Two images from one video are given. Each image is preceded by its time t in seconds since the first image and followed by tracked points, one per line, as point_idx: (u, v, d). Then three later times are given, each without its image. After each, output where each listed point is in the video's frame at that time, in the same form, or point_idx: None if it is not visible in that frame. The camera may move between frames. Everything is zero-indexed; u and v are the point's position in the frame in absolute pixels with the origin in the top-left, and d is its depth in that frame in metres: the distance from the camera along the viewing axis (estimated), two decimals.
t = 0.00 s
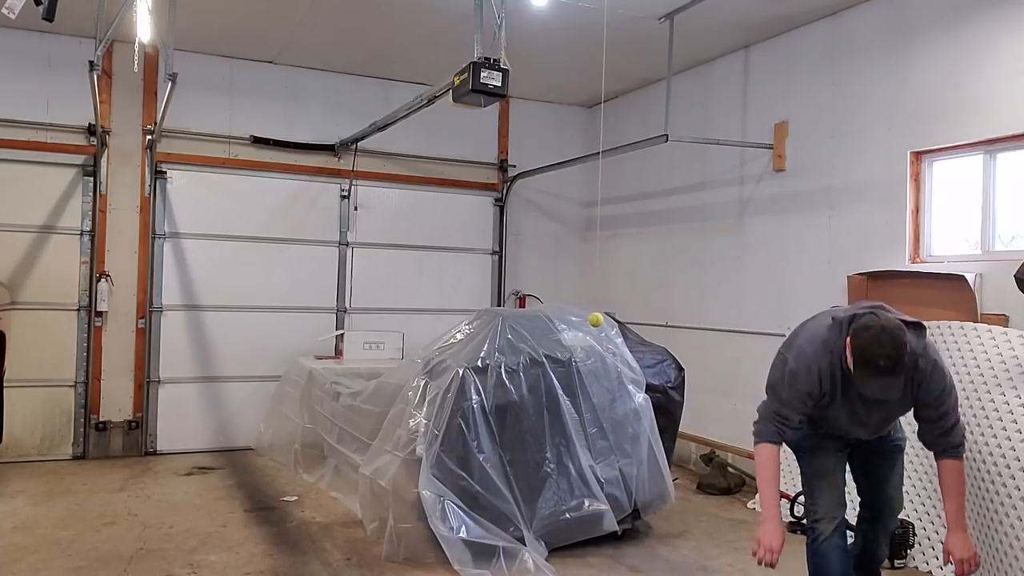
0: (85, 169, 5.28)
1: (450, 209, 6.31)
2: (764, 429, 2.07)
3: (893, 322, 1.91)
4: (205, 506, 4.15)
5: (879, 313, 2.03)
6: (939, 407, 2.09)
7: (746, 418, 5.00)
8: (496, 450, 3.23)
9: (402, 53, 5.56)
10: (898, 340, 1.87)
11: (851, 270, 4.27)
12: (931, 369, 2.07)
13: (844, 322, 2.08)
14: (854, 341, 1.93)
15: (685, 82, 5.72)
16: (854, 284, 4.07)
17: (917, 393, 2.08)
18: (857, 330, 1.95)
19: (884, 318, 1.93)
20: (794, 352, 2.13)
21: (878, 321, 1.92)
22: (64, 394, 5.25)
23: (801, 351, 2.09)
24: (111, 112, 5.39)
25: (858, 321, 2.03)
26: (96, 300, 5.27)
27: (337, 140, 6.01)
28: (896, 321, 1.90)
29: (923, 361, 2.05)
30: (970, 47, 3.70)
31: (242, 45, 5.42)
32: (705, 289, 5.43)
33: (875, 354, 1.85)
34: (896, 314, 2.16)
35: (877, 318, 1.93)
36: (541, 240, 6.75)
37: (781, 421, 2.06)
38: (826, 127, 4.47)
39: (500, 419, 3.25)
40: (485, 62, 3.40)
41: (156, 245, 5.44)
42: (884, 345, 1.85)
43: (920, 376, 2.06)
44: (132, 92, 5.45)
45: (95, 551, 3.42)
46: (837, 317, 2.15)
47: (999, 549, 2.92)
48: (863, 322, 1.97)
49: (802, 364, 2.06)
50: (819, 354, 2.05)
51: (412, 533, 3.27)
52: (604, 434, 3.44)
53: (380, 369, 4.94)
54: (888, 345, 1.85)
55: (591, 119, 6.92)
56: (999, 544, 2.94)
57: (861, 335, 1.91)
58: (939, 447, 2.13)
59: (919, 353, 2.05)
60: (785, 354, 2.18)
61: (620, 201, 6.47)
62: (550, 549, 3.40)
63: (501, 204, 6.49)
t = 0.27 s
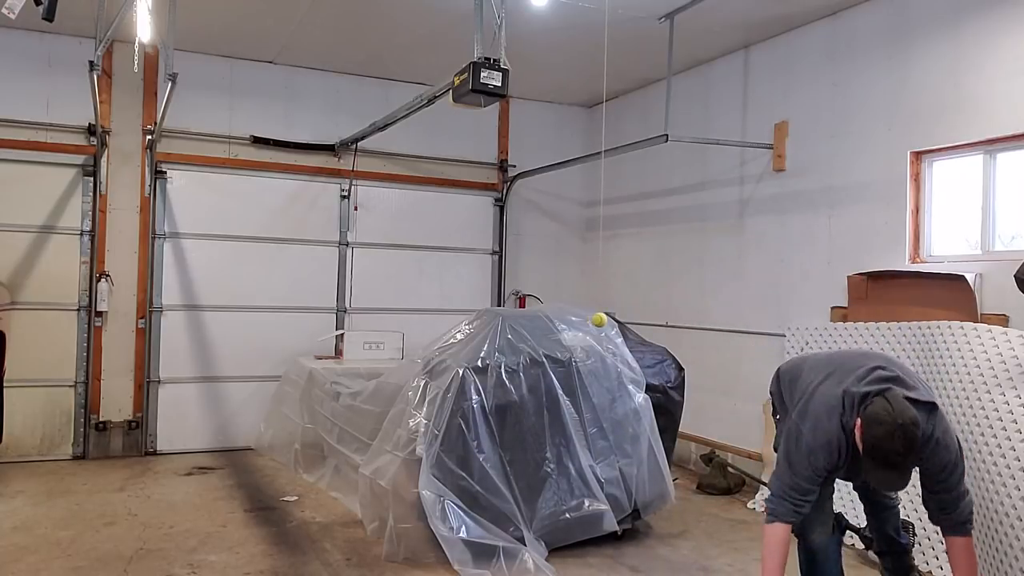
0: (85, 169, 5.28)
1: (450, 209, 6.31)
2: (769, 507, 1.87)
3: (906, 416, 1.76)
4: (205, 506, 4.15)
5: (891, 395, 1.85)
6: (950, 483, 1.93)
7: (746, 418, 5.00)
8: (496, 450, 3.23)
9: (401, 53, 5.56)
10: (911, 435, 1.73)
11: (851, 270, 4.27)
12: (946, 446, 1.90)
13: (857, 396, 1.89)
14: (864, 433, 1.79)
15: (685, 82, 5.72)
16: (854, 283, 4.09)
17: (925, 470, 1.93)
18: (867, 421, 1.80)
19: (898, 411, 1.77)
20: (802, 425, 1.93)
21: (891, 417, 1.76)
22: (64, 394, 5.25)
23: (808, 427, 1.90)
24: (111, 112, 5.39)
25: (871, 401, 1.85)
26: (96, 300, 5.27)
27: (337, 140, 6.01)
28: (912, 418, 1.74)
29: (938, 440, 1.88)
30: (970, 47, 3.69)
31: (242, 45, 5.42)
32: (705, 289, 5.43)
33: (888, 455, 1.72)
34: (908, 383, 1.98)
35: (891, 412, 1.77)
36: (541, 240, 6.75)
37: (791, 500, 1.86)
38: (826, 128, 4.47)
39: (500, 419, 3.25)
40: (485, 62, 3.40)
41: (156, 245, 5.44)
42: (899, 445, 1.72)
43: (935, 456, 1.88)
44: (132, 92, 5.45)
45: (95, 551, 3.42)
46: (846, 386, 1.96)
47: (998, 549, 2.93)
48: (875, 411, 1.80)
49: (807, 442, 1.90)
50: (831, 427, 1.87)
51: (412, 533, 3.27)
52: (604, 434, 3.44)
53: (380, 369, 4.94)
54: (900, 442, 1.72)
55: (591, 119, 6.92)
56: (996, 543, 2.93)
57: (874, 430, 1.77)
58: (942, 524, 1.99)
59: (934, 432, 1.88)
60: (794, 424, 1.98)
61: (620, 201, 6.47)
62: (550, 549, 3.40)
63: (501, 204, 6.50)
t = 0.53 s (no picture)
0: (85, 169, 5.28)
1: (450, 209, 6.31)
2: (782, 549, 1.99)
3: (912, 466, 1.80)
4: (205, 506, 4.15)
5: (898, 442, 1.90)
6: (957, 520, 1.99)
7: (746, 418, 5.00)
8: (496, 450, 3.23)
9: (401, 53, 5.56)
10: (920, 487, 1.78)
11: (851, 270, 4.27)
12: (953, 486, 1.95)
13: (865, 441, 1.94)
14: (873, 485, 1.84)
15: (685, 82, 5.72)
16: (854, 283, 4.10)
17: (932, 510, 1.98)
18: (875, 471, 1.85)
19: (905, 462, 1.81)
20: (812, 465, 2.03)
21: (899, 468, 1.81)
22: (64, 394, 5.24)
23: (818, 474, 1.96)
24: (111, 112, 5.39)
25: (878, 448, 1.89)
26: (96, 300, 5.27)
27: (337, 140, 6.01)
28: (917, 468, 1.79)
29: (944, 482, 1.94)
30: (970, 47, 3.70)
31: (242, 45, 5.42)
32: (705, 289, 5.43)
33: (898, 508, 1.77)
34: (916, 424, 2.02)
35: (897, 464, 1.81)
36: (541, 240, 6.75)
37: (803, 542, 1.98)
38: (826, 128, 4.47)
39: (500, 419, 3.25)
40: (485, 62, 3.40)
41: (156, 245, 5.44)
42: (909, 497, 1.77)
43: (942, 496, 1.94)
44: (132, 92, 5.45)
45: (95, 551, 3.42)
46: (853, 430, 2.01)
47: (998, 548, 2.95)
48: (882, 462, 1.85)
49: (819, 489, 1.97)
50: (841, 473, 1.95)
51: (412, 533, 3.27)
52: (604, 434, 3.44)
53: (380, 369, 4.94)
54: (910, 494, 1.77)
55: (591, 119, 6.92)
56: (995, 544, 2.98)
57: (882, 483, 1.82)
58: (948, 558, 2.06)
59: (940, 475, 1.93)
60: (803, 463, 2.08)
61: (620, 201, 6.47)
62: (550, 549, 3.40)
63: (501, 204, 6.50)
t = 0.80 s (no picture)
0: (85, 169, 5.28)
1: (450, 209, 6.31)
2: (787, 558, 2.03)
3: (916, 477, 1.80)
4: (205, 506, 4.15)
5: (900, 452, 1.90)
6: (959, 528, 1.99)
7: (746, 418, 5.00)
8: (496, 450, 3.23)
9: (401, 53, 5.56)
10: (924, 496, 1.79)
11: (851, 270, 4.27)
12: (955, 494, 1.96)
13: (867, 450, 1.95)
14: (875, 496, 1.85)
15: (685, 82, 5.72)
16: (854, 283, 4.10)
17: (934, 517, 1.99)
18: (878, 482, 1.86)
19: (907, 473, 1.82)
20: (814, 474, 2.04)
21: (902, 479, 1.81)
22: (64, 394, 5.24)
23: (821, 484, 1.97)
24: (111, 111, 5.39)
25: (881, 458, 1.90)
26: (96, 300, 5.27)
27: (337, 140, 6.01)
28: (920, 479, 1.79)
29: (946, 490, 1.94)
30: (970, 47, 3.70)
31: (242, 45, 5.42)
32: (705, 289, 5.43)
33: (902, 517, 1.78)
34: (918, 432, 2.02)
35: (900, 475, 1.82)
36: (541, 240, 6.75)
37: (806, 550, 2.01)
38: (826, 127, 4.47)
39: (500, 419, 3.25)
40: (485, 62, 3.40)
41: (156, 245, 5.44)
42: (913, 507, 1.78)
43: (945, 505, 1.94)
44: (132, 92, 5.45)
45: (95, 551, 3.42)
46: (855, 440, 2.01)
47: (999, 548, 2.96)
48: (884, 472, 1.85)
49: (822, 499, 1.98)
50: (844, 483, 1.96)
51: (412, 533, 3.27)
52: (604, 434, 3.44)
53: (380, 369, 4.94)
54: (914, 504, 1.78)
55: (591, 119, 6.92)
56: (995, 544, 2.99)
57: (886, 494, 1.82)
58: (951, 566, 2.06)
59: (942, 484, 1.94)
60: (806, 472, 2.09)
61: (620, 201, 6.47)
62: (550, 549, 3.40)
63: (501, 204, 6.50)
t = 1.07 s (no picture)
0: (85, 169, 5.29)
1: (450, 209, 6.31)
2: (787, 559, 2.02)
3: (917, 478, 1.80)
4: (205, 506, 4.15)
5: (901, 452, 1.90)
6: (959, 529, 1.99)
7: (746, 418, 5.00)
8: (496, 450, 3.23)
9: (401, 53, 5.56)
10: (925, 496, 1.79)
11: (851, 270, 4.27)
12: (955, 496, 1.96)
13: (868, 451, 1.95)
14: (876, 496, 1.85)
15: (685, 82, 5.72)
16: (854, 283, 4.10)
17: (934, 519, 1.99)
18: (878, 482, 1.86)
19: (908, 473, 1.82)
20: (815, 475, 2.04)
21: (903, 480, 1.81)
22: (64, 394, 5.25)
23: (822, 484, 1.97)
24: (111, 111, 5.39)
25: (882, 459, 1.90)
26: (96, 300, 5.27)
27: (337, 140, 6.02)
28: (922, 479, 1.79)
29: (946, 492, 1.94)
30: (970, 47, 3.69)
31: (243, 45, 5.42)
32: (705, 289, 5.43)
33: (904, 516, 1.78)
34: (918, 434, 2.02)
35: (900, 475, 1.82)
36: (541, 240, 6.75)
37: (807, 552, 2.01)
38: (826, 127, 4.47)
39: (500, 419, 3.25)
40: (485, 62, 3.40)
41: (156, 245, 5.44)
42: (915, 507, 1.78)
43: (945, 506, 1.94)
44: (132, 92, 5.45)
45: (95, 551, 3.42)
46: (856, 441, 2.01)
47: (999, 548, 2.96)
48: (885, 473, 1.85)
49: (825, 500, 1.98)
50: (845, 483, 1.96)
51: (412, 533, 3.27)
52: (604, 434, 3.44)
53: (380, 369, 4.94)
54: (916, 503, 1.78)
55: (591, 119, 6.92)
56: (994, 545, 3.00)
57: (886, 494, 1.82)
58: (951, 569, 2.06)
59: (942, 485, 1.94)
60: (807, 472, 2.09)
61: (620, 201, 6.47)
62: (550, 549, 3.40)
63: (501, 204, 6.50)
